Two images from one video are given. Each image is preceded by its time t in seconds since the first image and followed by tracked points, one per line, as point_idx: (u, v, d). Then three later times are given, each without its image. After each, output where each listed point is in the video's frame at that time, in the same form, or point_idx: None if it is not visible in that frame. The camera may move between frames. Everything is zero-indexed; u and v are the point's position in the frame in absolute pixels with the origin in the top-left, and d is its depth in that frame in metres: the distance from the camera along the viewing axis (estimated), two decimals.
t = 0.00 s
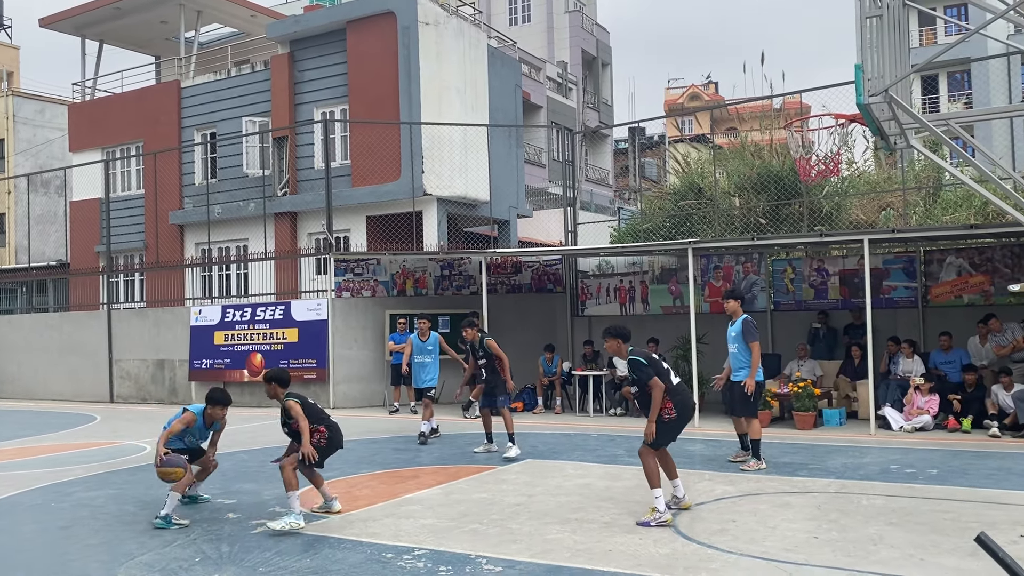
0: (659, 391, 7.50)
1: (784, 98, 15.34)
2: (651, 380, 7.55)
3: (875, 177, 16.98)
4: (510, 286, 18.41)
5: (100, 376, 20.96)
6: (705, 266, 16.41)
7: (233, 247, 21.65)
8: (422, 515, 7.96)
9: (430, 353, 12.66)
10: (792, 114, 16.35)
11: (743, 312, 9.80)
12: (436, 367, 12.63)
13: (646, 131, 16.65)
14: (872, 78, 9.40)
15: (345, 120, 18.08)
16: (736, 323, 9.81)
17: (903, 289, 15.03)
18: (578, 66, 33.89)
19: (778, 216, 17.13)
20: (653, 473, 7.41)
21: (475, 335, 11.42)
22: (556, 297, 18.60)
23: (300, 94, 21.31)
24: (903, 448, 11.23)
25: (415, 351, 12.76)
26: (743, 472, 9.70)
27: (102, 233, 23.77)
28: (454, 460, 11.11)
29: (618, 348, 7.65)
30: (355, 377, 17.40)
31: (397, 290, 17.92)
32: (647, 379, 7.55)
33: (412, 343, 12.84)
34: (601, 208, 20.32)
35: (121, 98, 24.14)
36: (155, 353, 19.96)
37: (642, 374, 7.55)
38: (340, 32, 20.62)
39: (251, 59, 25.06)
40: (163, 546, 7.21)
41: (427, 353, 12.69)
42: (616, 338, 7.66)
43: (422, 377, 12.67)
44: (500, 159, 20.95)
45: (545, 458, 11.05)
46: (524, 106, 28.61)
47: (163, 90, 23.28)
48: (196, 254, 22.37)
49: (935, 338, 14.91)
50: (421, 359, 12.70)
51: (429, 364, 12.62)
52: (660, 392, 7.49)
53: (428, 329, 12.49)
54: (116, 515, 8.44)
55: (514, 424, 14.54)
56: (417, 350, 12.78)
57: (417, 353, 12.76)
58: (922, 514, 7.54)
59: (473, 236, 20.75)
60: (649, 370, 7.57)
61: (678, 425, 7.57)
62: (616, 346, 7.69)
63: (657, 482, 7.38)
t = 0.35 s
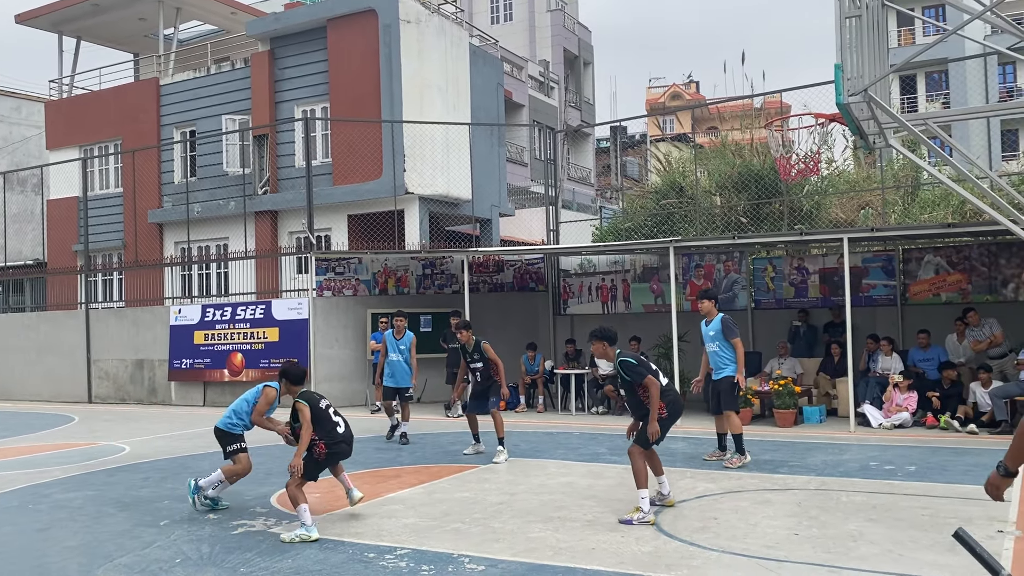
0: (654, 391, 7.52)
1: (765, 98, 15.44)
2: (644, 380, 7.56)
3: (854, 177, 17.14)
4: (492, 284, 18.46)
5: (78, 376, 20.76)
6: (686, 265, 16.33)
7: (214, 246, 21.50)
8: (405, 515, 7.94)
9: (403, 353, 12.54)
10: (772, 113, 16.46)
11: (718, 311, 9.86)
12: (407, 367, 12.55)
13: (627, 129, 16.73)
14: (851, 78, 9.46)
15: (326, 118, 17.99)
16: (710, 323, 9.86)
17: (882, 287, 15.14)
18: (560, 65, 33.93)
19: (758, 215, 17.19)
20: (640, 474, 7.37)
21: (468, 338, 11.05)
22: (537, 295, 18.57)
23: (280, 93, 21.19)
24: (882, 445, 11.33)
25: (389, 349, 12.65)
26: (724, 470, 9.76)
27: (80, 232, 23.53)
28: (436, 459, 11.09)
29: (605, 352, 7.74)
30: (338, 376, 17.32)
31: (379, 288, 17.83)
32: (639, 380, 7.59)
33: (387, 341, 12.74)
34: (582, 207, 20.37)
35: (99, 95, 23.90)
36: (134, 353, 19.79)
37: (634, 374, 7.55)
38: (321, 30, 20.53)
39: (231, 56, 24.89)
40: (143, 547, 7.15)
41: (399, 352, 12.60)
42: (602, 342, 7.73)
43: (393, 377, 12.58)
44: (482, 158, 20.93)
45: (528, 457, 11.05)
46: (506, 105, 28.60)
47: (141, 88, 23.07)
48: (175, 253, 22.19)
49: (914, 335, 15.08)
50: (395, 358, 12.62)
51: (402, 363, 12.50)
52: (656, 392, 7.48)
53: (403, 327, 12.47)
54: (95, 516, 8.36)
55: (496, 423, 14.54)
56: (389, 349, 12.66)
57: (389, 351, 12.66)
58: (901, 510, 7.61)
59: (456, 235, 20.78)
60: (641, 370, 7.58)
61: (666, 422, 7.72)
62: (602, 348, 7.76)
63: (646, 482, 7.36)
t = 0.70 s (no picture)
0: (648, 388, 7.67)
1: (747, 99, 15.55)
2: (643, 375, 7.69)
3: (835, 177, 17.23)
4: (476, 284, 18.43)
5: (58, 377, 20.56)
6: (670, 263, 16.64)
7: (195, 245, 21.35)
8: (388, 515, 7.91)
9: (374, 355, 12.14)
10: (754, 114, 16.56)
11: (707, 314, 9.86)
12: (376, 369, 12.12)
13: (610, 130, 16.82)
14: (832, 79, 9.51)
15: (309, 117, 17.91)
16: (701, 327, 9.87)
17: (863, 287, 15.27)
18: (544, 65, 33.96)
19: (740, 215, 17.21)
20: (647, 468, 7.58)
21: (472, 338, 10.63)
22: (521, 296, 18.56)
23: (263, 91, 21.09)
24: (863, 444, 11.41)
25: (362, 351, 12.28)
26: (707, 469, 9.79)
27: (59, 231, 23.32)
28: (420, 459, 11.06)
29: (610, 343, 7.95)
30: (320, 376, 17.22)
31: (362, 288, 17.78)
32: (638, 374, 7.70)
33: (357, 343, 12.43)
34: (566, 207, 20.40)
35: (79, 93, 23.69)
36: (115, 353, 19.63)
37: (632, 370, 7.70)
38: (304, 28, 20.45)
39: (212, 55, 24.74)
40: (123, 549, 7.09)
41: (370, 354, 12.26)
42: (608, 333, 7.99)
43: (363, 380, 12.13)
44: (465, 158, 20.91)
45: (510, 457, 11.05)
46: (490, 105, 28.58)
47: (121, 86, 22.88)
48: (157, 253, 22.04)
49: (894, 335, 15.12)
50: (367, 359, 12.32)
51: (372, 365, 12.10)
52: (650, 388, 7.63)
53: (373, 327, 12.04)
54: (75, 518, 8.28)
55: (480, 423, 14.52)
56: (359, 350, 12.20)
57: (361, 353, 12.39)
58: (881, 508, 7.67)
59: (439, 235, 20.75)
60: (640, 367, 7.70)
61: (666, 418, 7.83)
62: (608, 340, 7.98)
63: (650, 476, 7.55)
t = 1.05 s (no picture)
0: (653, 373, 7.94)
1: (731, 100, 15.63)
2: (650, 361, 7.99)
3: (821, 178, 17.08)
4: (462, 284, 18.49)
5: (39, 378, 20.40)
6: (655, 265, 16.67)
7: (179, 246, 21.23)
8: (374, 517, 7.90)
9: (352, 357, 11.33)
10: (740, 115, 16.67)
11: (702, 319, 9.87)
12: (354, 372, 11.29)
13: (597, 131, 16.90)
14: (816, 81, 9.54)
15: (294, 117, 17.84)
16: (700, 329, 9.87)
17: (846, 287, 15.37)
18: (530, 66, 33.98)
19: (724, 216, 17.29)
20: (658, 457, 7.73)
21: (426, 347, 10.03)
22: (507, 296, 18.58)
23: (247, 91, 21.02)
24: (847, 443, 11.48)
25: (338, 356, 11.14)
26: (692, 469, 9.84)
27: (42, 231, 23.15)
28: (406, 460, 11.06)
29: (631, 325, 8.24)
30: (305, 377, 17.22)
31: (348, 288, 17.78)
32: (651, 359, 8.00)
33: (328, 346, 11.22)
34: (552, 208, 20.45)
35: (61, 93, 23.53)
36: (98, 354, 19.50)
37: (641, 354, 8.04)
38: (289, 28, 20.38)
39: (197, 54, 24.63)
40: (107, 551, 7.06)
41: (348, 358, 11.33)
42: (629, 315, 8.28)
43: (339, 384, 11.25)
44: (452, 158, 20.91)
45: (496, 457, 11.07)
46: (476, 106, 28.60)
47: (105, 85, 22.73)
48: (141, 253, 21.91)
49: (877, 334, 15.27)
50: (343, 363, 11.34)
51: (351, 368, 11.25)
52: (653, 373, 7.91)
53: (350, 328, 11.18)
54: (57, 520, 8.22)
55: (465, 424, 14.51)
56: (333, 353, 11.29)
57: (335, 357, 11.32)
58: (864, 507, 7.73)
59: (425, 236, 20.65)
60: (649, 352, 8.03)
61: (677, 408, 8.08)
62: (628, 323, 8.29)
63: (660, 465, 7.74)
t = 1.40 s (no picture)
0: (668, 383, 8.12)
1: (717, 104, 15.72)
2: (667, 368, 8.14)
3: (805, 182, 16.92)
4: (449, 287, 18.44)
5: (23, 381, 20.23)
6: (642, 267, 16.60)
7: (165, 248, 21.10)
8: (361, 520, 7.87)
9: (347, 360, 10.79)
10: (726, 118, 16.78)
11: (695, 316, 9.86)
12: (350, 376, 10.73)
13: (584, 133, 16.97)
14: (803, 84, 9.55)
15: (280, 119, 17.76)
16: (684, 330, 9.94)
17: (832, 289, 15.44)
18: (517, 68, 34.02)
19: (711, 218, 17.33)
20: (660, 465, 7.94)
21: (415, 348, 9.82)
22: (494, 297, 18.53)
23: (234, 93, 20.94)
24: (833, 445, 11.53)
25: (330, 357, 10.60)
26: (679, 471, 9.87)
27: (25, 233, 22.96)
28: (394, 463, 11.03)
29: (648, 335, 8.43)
30: (290, 379, 17.15)
31: (334, 291, 17.67)
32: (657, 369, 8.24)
33: (319, 347, 10.67)
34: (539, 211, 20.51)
35: (45, 94, 23.35)
36: (83, 357, 19.36)
37: (660, 360, 8.20)
38: (275, 29, 20.33)
39: (183, 55, 24.53)
40: (91, 555, 7.00)
41: (342, 359, 10.80)
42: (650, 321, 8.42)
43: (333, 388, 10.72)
44: (440, 161, 20.95)
45: (483, 459, 11.05)
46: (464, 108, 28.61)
47: (89, 87, 22.60)
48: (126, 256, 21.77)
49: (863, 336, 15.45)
50: (336, 365, 10.80)
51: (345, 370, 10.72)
52: (672, 381, 8.07)
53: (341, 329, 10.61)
54: (41, 525, 8.15)
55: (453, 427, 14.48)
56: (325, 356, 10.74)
57: (327, 358, 10.76)
58: (849, 508, 7.77)
59: (411, 238, 20.45)
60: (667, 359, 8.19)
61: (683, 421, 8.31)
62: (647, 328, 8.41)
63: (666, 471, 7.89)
